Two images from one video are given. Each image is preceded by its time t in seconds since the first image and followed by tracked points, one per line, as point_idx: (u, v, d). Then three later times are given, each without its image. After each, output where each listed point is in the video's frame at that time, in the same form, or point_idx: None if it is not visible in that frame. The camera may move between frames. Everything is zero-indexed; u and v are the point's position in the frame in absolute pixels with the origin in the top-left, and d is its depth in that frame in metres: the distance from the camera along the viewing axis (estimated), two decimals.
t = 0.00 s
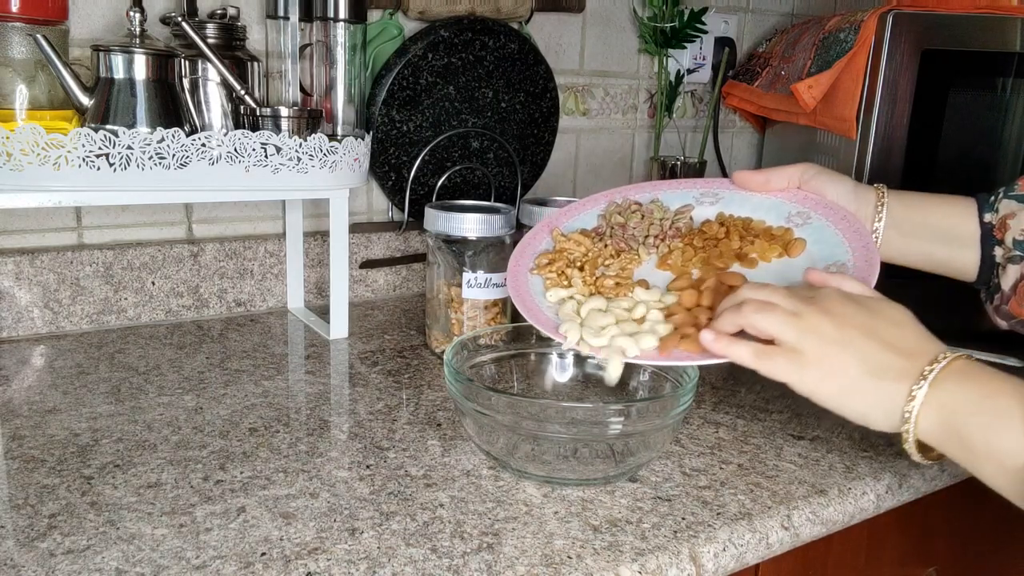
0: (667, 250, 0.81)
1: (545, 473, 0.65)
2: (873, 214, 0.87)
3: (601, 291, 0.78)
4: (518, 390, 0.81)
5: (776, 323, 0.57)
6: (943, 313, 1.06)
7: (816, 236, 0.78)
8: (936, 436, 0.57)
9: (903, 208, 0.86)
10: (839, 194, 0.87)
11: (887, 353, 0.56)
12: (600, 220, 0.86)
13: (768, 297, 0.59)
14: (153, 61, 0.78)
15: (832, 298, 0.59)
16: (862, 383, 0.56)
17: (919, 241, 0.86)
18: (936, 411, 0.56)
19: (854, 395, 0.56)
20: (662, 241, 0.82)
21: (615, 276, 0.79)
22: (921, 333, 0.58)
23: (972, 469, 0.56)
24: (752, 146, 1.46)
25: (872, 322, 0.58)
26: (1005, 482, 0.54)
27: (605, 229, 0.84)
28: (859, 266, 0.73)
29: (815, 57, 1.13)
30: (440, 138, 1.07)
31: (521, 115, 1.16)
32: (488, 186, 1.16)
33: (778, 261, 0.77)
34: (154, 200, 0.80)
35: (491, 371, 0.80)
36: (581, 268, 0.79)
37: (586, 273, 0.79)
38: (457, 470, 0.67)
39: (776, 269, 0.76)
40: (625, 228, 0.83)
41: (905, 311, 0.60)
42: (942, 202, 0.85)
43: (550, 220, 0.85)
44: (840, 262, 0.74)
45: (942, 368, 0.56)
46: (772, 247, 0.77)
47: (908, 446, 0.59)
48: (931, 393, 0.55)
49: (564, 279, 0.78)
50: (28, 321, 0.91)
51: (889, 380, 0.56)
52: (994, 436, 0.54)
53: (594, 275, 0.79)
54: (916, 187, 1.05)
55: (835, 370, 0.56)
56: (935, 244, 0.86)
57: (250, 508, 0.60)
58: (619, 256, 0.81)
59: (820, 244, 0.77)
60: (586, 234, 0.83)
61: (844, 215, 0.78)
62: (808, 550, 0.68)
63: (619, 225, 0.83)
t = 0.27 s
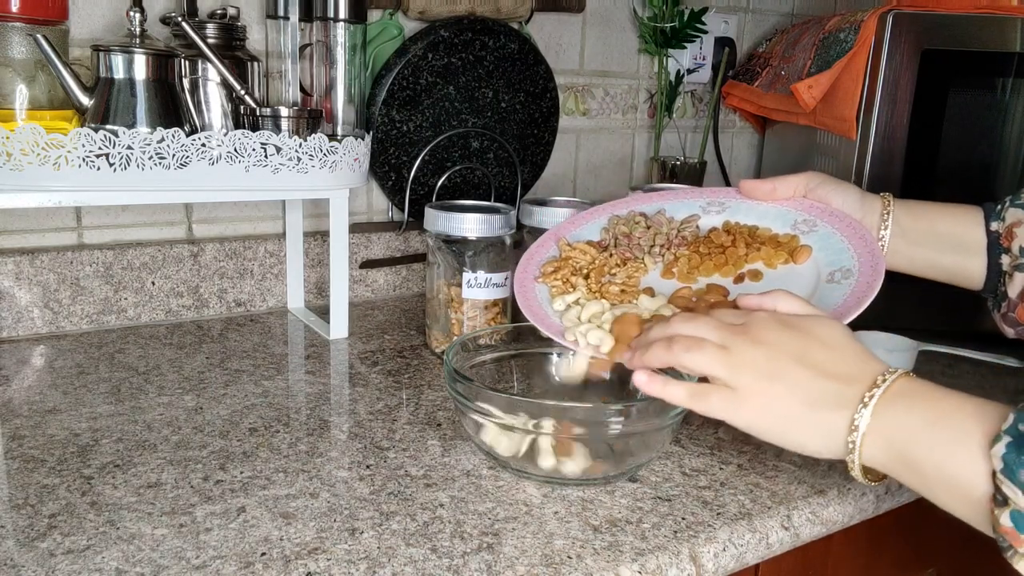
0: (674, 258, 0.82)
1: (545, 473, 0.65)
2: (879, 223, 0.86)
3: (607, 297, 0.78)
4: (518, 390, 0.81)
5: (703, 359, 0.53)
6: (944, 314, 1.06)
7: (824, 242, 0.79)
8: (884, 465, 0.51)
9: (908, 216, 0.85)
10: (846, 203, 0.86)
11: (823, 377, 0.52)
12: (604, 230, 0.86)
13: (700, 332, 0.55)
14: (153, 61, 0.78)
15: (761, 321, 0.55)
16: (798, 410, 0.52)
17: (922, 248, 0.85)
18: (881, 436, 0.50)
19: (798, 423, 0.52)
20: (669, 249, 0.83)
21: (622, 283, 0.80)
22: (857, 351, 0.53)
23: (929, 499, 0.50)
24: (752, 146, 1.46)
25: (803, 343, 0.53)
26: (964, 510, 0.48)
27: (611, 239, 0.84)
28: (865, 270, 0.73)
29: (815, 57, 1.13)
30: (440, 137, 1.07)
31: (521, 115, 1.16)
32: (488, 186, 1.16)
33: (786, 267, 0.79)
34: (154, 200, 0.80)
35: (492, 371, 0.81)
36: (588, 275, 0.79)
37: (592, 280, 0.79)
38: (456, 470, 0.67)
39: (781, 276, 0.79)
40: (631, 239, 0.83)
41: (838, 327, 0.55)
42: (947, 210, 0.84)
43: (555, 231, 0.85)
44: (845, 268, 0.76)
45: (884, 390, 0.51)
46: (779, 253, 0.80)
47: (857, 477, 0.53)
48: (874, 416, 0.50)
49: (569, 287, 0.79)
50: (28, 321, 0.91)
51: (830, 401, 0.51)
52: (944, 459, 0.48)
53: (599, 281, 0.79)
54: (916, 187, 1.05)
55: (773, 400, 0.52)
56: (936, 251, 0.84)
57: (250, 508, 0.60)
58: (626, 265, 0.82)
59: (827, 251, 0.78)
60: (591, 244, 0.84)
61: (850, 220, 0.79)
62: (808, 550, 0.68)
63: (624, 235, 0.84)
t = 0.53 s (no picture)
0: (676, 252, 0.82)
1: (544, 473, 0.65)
2: (885, 216, 0.87)
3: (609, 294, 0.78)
4: (518, 390, 0.81)
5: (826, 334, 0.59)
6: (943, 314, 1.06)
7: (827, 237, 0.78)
8: (974, 414, 0.56)
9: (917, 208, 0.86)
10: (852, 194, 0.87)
11: (931, 328, 0.57)
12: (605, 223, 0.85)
13: (787, 314, 0.62)
14: (153, 61, 0.78)
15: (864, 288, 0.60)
16: (897, 361, 0.57)
17: (929, 240, 0.86)
18: (981, 390, 0.55)
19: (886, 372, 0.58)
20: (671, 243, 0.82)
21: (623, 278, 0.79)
22: (978, 314, 0.58)
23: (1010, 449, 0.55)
24: (752, 146, 1.46)
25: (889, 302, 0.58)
26: None
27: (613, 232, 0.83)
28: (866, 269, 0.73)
29: (815, 57, 1.13)
30: (440, 138, 1.07)
31: (521, 115, 1.16)
32: (488, 186, 1.15)
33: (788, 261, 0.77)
34: (154, 200, 0.80)
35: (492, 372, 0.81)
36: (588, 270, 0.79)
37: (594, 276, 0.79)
38: (456, 470, 0.67)
39: (784, 270, 0.76)
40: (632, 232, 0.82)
41: (975, 293, 0.60)
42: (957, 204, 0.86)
43: (555, 223, 0.84)
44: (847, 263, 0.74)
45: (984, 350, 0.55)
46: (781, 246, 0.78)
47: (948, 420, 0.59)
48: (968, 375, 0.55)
49: (569, 282, 0.78)
50: (28, 321, 0.91)
51: (915, 352, 0.57)
52: None
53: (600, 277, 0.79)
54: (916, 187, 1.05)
55: (868, 350, 0.58)
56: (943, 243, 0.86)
57: (249, 508, 0.60)
58: (627, 259, 0.81)
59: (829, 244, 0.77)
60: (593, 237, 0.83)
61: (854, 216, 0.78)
62: (808, 550, 0.68)
63: (626, 227, 0.83)
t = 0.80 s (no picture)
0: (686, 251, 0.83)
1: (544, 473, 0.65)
2: (894, 212, 0.84)
3: (619, 294, 0.79)
4: (518, 390, 0.81)
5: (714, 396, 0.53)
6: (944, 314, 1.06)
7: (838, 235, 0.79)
8: (881, 481, 0.49)
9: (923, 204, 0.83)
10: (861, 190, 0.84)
11: (826, 390, 0.50)
12: (610, 223, 0.85)
13: (677, 374, 0.56)
14: (153, 61, 0.78)
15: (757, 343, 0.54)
16: (782, 422, 0.50)
17: (938, 237, 0.83)
18: (881, 452, 0.48)
19: (775, 440, 0.51)
20: (680, 242, 0.83)
21: (634, 278, 0.80)
22: (875, 368, 0.52)
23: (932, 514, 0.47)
24: (752, 146, 1.46)
25: (769, 357, 0.52)
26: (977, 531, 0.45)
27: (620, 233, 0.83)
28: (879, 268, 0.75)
29: (815, 57, 1.13)
30: (439, 137, 1.07)
31: (521, 115, 1.16)
32: (488, 186, 1.15)
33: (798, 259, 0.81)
34: (154, 200, 0.80)
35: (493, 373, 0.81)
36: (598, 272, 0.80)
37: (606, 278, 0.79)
38: (456, 470, 0.67)
39: (795, 271, 0.80)
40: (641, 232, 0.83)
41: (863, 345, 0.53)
42: (964, 198, 0.82)
43: (563, 223, 0.84)
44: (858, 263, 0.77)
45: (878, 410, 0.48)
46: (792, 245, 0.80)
47: (847, 487, 0.51)
48: (867, 436, 0.48)
49: (579, 284, 0.79)
50: (28, 321, 0.91)
51: (804, 416, 0.50)
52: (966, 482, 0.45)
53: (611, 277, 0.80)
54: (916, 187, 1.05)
55: (757, 411, 0.51)
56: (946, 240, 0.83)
57: (250, 508, 0.60)
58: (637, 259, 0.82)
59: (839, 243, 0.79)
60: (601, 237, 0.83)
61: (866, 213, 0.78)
62: (808, 550, 0.68)
63: (633, 227, 0.83)
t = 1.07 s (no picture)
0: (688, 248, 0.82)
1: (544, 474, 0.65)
2: (897, 211, 0.85)
3: (621, 286, 0.78)
4: (518, 390, 0.81)
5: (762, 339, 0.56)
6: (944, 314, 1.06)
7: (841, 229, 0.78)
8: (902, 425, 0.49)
9: (928, 204, 0.84)
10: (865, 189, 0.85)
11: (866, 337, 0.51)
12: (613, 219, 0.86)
13: (726, 313, 0.60)
14: (153, 61, 0.78)
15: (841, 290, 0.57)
16: (820, 363, 0.52)
17: (942, 237, 0.83)
18: (905, 400, 0.48)
19: (811, 378, 0.53)
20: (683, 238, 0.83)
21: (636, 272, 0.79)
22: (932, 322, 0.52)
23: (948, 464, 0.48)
24: (752, 146, 1.46)
25: (819, 313, 0.54)
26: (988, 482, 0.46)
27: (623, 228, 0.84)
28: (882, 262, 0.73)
29: (815, 57, 1.13)
30: (439, 137, 1.07)
31: (521, 115, 1.16)
32: (488, 186, 1.15)
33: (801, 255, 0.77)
34: (155, 200, 0.80)
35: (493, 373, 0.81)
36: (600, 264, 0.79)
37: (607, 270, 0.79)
38: (456, 470, 0.67)
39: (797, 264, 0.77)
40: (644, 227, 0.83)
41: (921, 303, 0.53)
42: (969, 198, 0.82)
43: (566, 217, 0.85)
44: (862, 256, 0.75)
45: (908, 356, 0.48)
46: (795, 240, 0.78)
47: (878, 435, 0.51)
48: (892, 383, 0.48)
49: (581, 275, 0.79)
50: (28, 321, 0.91)
51: (840, 356, 0.51)
52: (982, 436, 0.45)
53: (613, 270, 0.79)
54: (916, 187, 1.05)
55: (794, 354, 0.54)
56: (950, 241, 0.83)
57: (250, 508, 0.60)
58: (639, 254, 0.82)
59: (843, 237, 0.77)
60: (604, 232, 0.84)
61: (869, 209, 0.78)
62: (808, 550, 0.68)
63: (636, 223, 0.84)
